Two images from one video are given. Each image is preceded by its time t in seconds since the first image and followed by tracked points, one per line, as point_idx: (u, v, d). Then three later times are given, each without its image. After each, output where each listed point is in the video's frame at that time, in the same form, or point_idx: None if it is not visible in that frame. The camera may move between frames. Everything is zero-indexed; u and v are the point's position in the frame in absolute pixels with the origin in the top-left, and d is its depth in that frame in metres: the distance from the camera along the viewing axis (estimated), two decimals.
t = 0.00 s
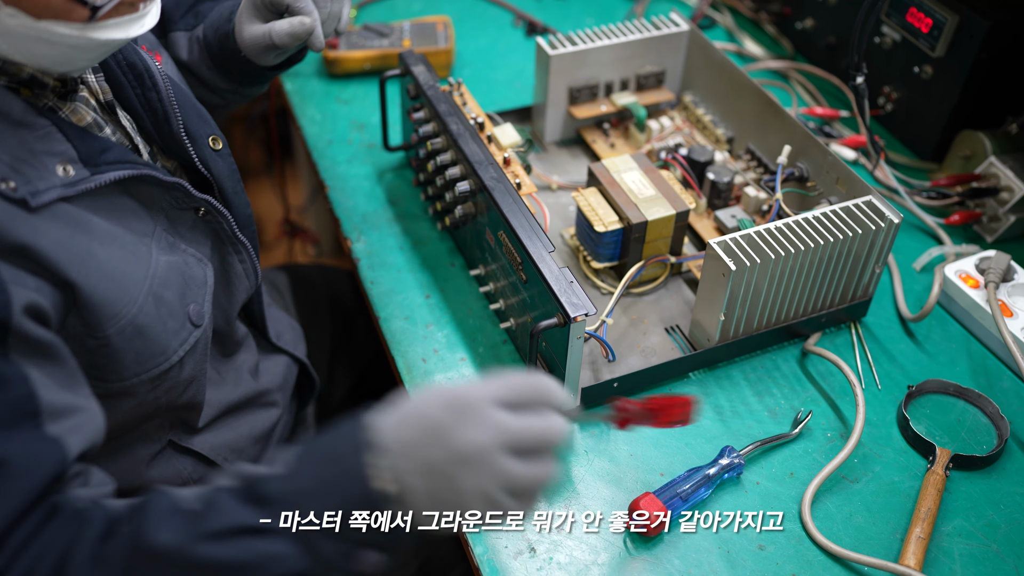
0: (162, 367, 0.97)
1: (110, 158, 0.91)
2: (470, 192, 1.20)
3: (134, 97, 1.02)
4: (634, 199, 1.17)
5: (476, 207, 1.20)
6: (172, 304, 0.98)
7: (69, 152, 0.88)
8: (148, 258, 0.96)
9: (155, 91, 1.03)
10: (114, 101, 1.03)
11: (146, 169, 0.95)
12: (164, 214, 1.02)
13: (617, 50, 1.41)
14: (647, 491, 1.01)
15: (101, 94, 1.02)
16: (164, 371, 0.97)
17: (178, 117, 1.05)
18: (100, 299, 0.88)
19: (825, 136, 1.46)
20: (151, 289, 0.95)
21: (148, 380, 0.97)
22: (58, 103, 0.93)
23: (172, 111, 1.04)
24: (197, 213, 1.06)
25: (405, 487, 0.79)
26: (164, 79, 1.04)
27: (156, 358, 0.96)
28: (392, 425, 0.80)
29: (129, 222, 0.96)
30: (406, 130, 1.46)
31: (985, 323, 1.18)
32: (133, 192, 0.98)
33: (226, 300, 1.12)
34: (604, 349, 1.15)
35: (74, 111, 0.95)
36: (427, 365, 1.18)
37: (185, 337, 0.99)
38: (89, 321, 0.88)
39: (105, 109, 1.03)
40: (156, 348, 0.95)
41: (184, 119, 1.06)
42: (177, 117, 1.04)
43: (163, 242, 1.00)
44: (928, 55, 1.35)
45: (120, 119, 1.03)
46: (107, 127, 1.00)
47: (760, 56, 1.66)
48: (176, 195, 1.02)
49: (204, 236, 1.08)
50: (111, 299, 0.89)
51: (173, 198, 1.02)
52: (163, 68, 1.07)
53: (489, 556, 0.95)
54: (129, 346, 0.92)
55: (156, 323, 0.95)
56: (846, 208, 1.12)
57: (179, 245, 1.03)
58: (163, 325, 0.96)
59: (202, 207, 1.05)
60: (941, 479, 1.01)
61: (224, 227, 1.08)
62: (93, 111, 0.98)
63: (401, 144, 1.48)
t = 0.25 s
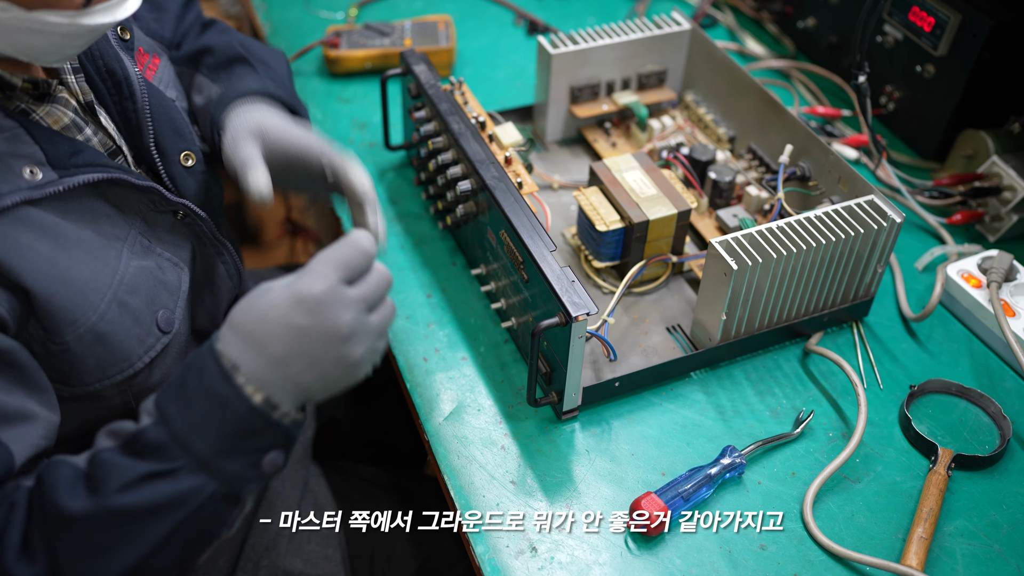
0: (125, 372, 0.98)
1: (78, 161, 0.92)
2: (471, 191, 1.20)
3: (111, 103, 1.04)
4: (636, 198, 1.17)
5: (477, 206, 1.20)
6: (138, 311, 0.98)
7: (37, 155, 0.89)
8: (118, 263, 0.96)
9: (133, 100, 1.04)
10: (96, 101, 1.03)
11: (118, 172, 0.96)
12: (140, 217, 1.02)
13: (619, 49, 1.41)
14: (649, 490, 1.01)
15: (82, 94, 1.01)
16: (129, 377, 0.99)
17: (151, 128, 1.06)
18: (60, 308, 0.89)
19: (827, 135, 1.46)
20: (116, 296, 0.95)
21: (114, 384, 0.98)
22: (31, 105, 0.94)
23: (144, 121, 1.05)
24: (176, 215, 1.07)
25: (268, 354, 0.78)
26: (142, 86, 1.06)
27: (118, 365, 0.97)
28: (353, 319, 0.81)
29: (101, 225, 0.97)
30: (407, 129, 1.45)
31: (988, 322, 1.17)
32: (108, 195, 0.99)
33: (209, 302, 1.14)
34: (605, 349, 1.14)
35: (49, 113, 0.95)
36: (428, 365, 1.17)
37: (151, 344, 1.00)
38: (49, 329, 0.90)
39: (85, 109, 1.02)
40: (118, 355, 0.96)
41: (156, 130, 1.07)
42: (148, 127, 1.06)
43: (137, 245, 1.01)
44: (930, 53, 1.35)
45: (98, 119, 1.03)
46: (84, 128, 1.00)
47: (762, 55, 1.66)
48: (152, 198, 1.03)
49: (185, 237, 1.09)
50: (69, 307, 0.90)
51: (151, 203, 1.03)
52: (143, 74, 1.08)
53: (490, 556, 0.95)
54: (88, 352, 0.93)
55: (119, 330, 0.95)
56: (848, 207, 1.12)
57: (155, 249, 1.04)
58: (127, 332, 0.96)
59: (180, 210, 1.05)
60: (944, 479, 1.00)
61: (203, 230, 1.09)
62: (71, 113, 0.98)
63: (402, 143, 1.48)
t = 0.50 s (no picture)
0: (118, 374, 0.98)
1: (78, 159, 0.93)
2: (473, 191, 1.20)
3: (110, 104, 1.05)
4: (638, 198, 1.17)
5: (479, 206, 1.20)
6: (132, 314, 0.98)
7: (36, 153, 0.90)
8: (113, 264, 0.96)
9: (130, 101, 1.05)
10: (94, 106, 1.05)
11: (117, 171, 0.96)
12: (139, 215, 1.03)
13: (620, 49, 1.41)
14: (651, 490, 1.01)
15: (81, 93, 1.03)
16: (122, 379, 0.98)
17: (147, 132, 1.07)
18: (58, 312, 0.89)
19: (829, 135, 1.46)
20: (111, 300, 0.95)
21: (106, 387, 0.98)
22: (31, 104, 0.94)
23: (141, 124, 1.06)
24: (175, 215, 1.07)
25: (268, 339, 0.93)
26: (141, 90, 1.06)
27: (111, 367, 0.97)
28: (320, 319, 0.93)
29: (100, 224, 0.97)
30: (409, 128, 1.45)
31: (990, 322, 1.17)
32: (107, 194, 1.00)
33: (204, 303, 1.14)
34: (607, 348, 1.14)
35: (50, 112, 0.96)
36: (430, 364, 1.17)
37: (145, 346, 1.00)
38: (42, 329, 0.90)
39: (83, 109, 1.04)
40: (110, 357, 0.96)
41: (152, 135, 1.08)
42: (144, 131, 1.07)
43: (136, 246, 1.01)
44: (932, 53, 1.35)
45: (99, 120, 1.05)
46: (82, 129, 1.01)
47: (764, 54, 1.66)
48: (152, 198, 1.03)
49: (184, 237, 1.10)
50: (64, 313, 0.90)
51: (150, 202, 1.03)
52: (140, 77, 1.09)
53: (491, 555, 0.95)
54: (82, 354, 0.93)
55: (112, 333, 0.95)
56: (850, 207, 1.12)
57: (153, 251, 1.04)
58: (121, 334, 0.96)
59: (179, 209, 1.05)
60: (946, 479, 1.00)
61: (201, 231, 1.09)
62: (71, 112, 0.99)
63: (404, 143, 1.48)
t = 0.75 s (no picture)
0: (101, 380, 1.01)
1: (76, 162, 0.95)
2: (475, 190, 1.20)
3: (111, 100, 1.06)
4: (639, 198, 1.17)
5: (481, 205, 1.20)
6: (118, 321, 1.00)
7: (36, 156, 0.92)
8: (105, 270, 0.99)
9: (132, 95, 1.06)
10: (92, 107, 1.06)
11: (116, 173, 0.98)
12: (139, 217, 1.05)
13: (621, 48, 1.41)
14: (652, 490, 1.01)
15: (75, 96, 1.04)
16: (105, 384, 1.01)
17: (151, 122, 1.08)
18: (32, 321, 0.92)
19: (831, 134, 1.46)
20: (97, 307, 0.98)
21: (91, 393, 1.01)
22: (28, 105, 0.96)
23: (145, 118, 1.08)
24: (176, 216, 1.08)
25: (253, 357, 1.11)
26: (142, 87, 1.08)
27: (94, 373, 1.00)
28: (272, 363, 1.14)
29: (99, 226, 1.00)
30: (410, 128, 1.46)
31: (992, 321, 1.17)
32: (108, 197, 1.01)
33: (202, 299, 1.17)
34: (609, 347, 1.14)
35: (46, 113, 0.98)
36: (432, 364, 1.18)
37: (127, 353, 1.02)
38: (26, 337, 0.93)
39: (79, 109, 1.05)
40: (93, 364, 0.99)
41: (158, 125, 1.10)
42: (150, 122, 1.08)
43: (132, 249, 1.03)
44: (934, 52, 1.35)
45: (94, 122, 1.06)
46: (80, 128, 1.02)
47: (766, 53, 1.66)
48: (152, 199, 1.04)
49: (187, 236, 1.11)
50: (46, 320, 0.93)
51: (150, 203, 1.04)
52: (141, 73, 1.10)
53: (493, 554, 0.95)
54: (65, 360, 0.96)
55: (96, 341, 0.98)
56: (852, 206, 1.12)
57: (153, 253, 1.06)
58: (104, 343, 0.99)
59: (178, 211, 1.06)
60: (948, 478, 1.00)
61: (202, 231, 1.10)
62: (67, 113, 1.01)
63: (406, 143, 1.48)
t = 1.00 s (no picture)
0: (98, 378, 1.01)
1: (61, 164, 0.95)
2: (477, 190, 1.20)
3: (94, 101, 1.06)
4: (641, 197, 1.17)
5: (483, 205, 1.20)
6: (114, 317, 1.01)
7: (20, 159, 0.92)
8: (98, 266, 1.00)
9: (115, 98, 1.06)
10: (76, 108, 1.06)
11: (104, 172, 0.98)
12: (129, 213, 1.05)
13: (623, 48, 1.41)
14: (655, 489, 1.01)
15: (59, 99, 1.03)
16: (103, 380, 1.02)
17: (135, 125, 1.08)
18: (31, 320, 0.92)
19: (833, 134, 1.46)
20: (92, 305, 0.98)
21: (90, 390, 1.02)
22: (11, 112, 0.96)
23: (129, 119, 1.07)
24: (164, 209, 1.09)
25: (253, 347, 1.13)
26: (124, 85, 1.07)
27: (92, 371, 1.00)
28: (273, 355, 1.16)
29: (87, 225, 1.00)
30: (412, 128, 1.46)
31: (994, 320, 1.17)
32: (95, 195, 1.01)
33: (199, 290, 1.17)
34: (611, 347, 1.14)
35: (30, 119, 0.98)
36: (434, 363, 1.18)
37: (125, 348, 1.03)
38: (22, 339, 0.93)
39: (64, 113, 1.04)
40: (91, 361, 0.99)
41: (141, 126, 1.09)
42: (133, 124, 1.07)
43: (123, 245, 1.04)
44: (936, 52, 1.35)
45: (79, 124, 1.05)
46: (66, 132, 1.03)
47: (768, 53, 1.66)
48: (140, 194, 1.05)
49: (178, 228, 1.12)
50: (42, 322, 0.93)
51: (139, 198, 1.05)
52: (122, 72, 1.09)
53: (495, 554, 0.95)
54: (63, 360, 0.97)
55: (92, 338, 0.99)
56: (854, 206, 1.12)
57: (143, 247, 1.06)
58: (100, 339, 1.00)
59: (168, 204, 1.07)
60: (950, 477, 1.00)
61: (192, 221, 1.11)
62: (51, 118, 1.01)
63: (408, 143, 1.49)
